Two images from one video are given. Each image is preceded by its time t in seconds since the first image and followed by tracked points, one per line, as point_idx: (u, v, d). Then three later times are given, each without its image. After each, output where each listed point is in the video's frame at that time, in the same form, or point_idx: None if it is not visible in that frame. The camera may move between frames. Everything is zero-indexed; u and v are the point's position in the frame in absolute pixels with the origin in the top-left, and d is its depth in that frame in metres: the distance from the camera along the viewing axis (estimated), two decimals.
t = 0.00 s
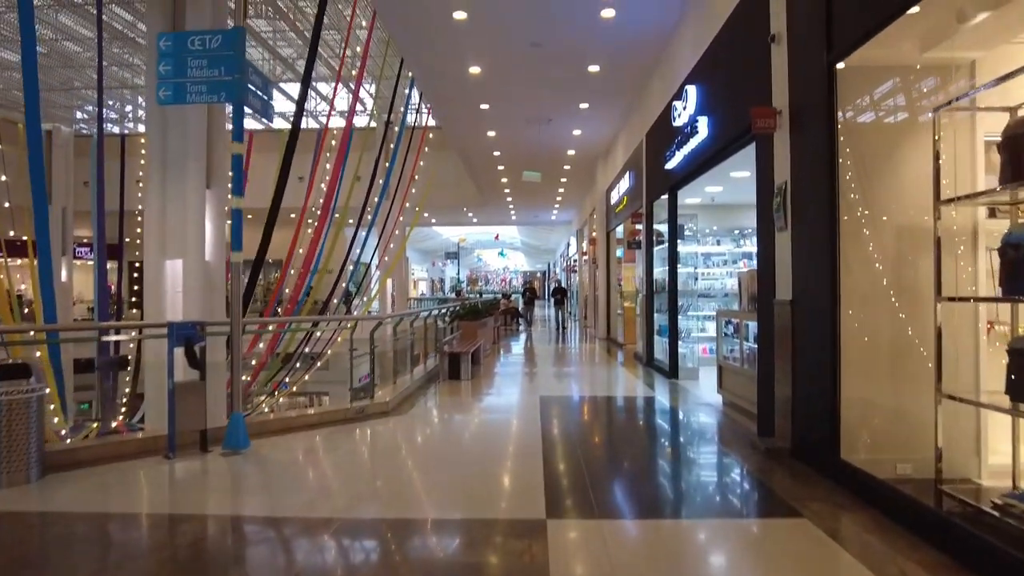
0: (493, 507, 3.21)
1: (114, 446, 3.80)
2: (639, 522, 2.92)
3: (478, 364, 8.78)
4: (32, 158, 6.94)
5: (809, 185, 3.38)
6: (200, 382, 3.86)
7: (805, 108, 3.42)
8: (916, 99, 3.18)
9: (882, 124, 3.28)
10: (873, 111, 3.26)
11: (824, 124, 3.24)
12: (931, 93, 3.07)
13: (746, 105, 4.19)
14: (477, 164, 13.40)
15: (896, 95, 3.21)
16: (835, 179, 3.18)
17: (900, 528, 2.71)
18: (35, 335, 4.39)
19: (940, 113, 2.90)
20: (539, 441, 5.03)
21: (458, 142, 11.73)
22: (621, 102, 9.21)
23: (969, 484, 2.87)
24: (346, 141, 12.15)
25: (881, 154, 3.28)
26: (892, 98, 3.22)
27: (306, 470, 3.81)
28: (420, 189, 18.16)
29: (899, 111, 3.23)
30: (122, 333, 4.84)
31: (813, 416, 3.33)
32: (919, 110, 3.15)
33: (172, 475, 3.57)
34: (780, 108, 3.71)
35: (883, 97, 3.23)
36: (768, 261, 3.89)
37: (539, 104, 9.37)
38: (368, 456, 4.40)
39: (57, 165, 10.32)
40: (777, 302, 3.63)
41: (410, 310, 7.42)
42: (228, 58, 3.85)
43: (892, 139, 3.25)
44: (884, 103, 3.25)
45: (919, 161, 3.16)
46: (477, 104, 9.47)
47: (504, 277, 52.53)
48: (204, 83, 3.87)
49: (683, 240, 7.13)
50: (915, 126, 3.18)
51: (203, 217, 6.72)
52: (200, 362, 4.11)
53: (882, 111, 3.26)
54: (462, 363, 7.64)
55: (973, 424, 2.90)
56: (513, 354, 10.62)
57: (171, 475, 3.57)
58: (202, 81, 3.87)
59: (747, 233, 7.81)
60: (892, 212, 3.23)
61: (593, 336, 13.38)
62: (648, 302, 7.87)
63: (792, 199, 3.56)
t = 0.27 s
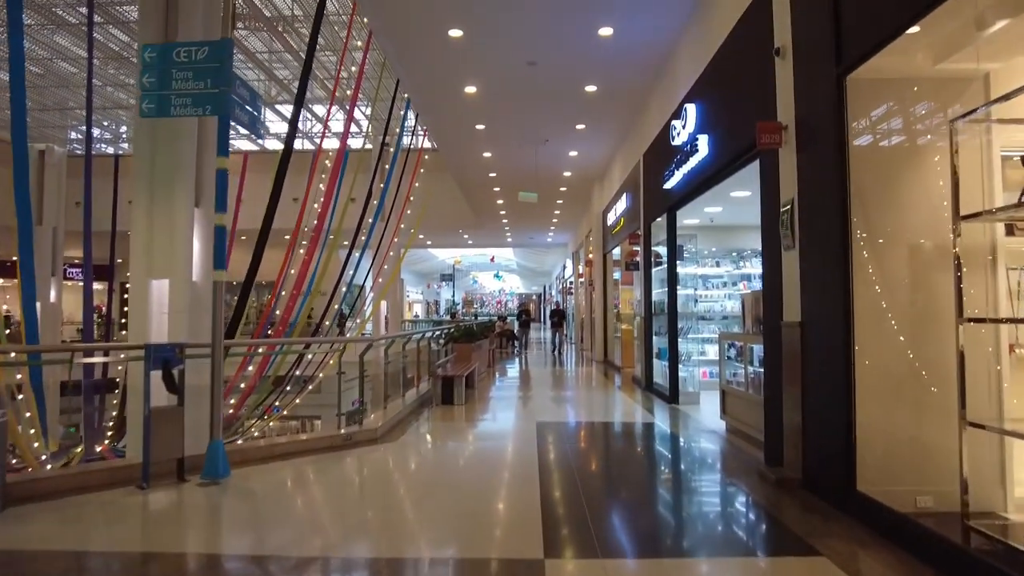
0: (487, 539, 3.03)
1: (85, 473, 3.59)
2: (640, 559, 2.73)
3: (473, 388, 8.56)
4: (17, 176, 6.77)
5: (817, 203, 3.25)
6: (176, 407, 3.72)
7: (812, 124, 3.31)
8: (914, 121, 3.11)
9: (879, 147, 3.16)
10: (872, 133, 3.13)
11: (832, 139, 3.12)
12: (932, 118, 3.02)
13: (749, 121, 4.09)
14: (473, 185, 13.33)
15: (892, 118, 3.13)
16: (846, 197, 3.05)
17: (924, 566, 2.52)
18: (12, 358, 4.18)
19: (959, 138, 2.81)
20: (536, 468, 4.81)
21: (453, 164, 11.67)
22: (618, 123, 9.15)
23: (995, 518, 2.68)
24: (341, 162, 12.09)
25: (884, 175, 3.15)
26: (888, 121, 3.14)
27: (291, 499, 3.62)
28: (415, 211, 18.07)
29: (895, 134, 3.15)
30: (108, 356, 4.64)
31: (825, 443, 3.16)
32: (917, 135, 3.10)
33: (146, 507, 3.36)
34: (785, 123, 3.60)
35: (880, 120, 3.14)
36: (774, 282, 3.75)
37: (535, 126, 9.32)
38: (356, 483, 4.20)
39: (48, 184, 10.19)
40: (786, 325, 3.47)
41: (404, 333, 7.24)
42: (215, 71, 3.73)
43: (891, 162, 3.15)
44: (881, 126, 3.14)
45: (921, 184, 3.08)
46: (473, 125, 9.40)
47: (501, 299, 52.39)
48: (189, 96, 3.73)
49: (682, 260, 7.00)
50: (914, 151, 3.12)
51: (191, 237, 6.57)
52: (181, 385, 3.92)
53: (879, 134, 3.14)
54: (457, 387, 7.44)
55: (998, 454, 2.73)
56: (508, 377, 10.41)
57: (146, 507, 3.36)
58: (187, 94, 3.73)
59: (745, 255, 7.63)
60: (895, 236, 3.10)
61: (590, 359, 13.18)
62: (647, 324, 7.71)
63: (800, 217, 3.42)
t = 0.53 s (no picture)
0: (477, 551, 2.87)
1: (52, 483, 3.40)
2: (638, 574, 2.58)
3: (463, 396, 8.37)
4: None
5: (819, 204, 3.14)
6: (151, 415, 3.57)
7: (813, 122, 3.21)
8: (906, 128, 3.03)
9: (872, 154, 3.02)
10: (867, 140, 2.99)
11: (836, 135, 3.02)
12: (927, 126, 2.95)
13: (746, 121, 3.99)
14: (463, 191, 13.21)
15: (884, 125, 3.02)
16: (852, 198, 2.93)
17: None
18: None
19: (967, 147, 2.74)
20: (529, 478, 4.65)
21: (444, 168, 11.55)
22: (611, 128, 9.06)
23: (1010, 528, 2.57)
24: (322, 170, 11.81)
25: (883, 179, 3.03)
26: (880, 128, 3.03)
27: (272, 511, 3.45)
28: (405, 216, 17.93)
29: (886, 142, 3.03)
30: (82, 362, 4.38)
31: (830, 451, 3.04)
32: (909, 142, 3.01)
33: (117, 520, 3.18)
34: (785, 122, 3.50)
35: (872, 126, 3.02)
36: (774, 285, 3.64)
37: (528, 130, 9.21)
38: (340, 492, 4.03)
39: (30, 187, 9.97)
40: (787, 330, 3.36)
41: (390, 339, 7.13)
42: (194, 65, 3.59)
43: (889, 166, 3.03)
44: (873, 133, 3.02)
45: (911, 195, 2.98)
46: (464, 128, 9.28)
47: (493, 307, 52.24)
48: (167, 91, 3.59)
49: (677, 265, 6.89)
50: (906, 160, 3.02)
51: (174, 241, 6.39)
52: (158, 391, 3.75)
53: (873, 140, 3.01)
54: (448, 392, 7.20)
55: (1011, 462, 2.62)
56: (499, 385, 10.24)
57: (117, 520, 3.18)
58: (164, 89, 3.59)
59: (740, 260, 7.69)
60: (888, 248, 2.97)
61: (582, 366, 13.05)
62: (641, 330, 7.58)
63: (801, 219, 3.31)
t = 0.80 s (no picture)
0: (475, 543, 2.75)
1: (34, 468, 3.27)
2: (641, 564, 2.44)
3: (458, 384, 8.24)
4: None
5: (829, 180, 3.01)
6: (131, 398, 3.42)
7: (823, 94, 3.07)
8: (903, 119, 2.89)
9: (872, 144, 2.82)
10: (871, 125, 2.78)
11: (848, 106, 2.88)
12: (928, 114, 2.84)
13: (752, 96, 3.84)
14: (458, 179, 13.04)
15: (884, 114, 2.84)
16: (865, 173, 2.80)
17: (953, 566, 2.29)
18: None
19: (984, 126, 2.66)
20: (525, 466, 4.52)
21: (438, 155, 11.37)
22: (608, 112, 8.91)
23: None
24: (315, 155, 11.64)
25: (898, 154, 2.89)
26: (880, 116, 2.85)
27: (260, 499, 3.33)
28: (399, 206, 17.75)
29: (885, 131, 2.85)
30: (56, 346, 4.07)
31: (838, 436, 2.93)
32: (909, 132, 2.87)
33: (97, 509, 3.04)
34: (793, 94, 3.36)
35: (872, 114, 2.83)
36: (780, 264, 3.51)
37: (524, 115, 9.05)
38: (332, 479, 3.91)
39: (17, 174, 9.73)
40: (793, 310, 3.24)
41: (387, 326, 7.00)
42: (175, 34, 3.42)
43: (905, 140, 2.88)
44: (873, 122, 2.83)
45: (920, 176, 2.85)
46: (459, 113, 9.09)
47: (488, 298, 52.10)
48: (147, 62, 3.42)
49: (676, 251, 6.75)
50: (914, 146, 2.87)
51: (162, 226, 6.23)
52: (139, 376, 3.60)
53: (873, 129, 2.82)
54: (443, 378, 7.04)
55: None
56: (495, 374, 10.11)
57: (96, 509, 3.04)
58: (144, 59, 3.42)
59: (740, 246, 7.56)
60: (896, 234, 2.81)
61: (579, 356, 12.94)
62: (639, 317, 7.45)
63: (809, 196, 3.19)
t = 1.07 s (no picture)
0: (472, 541, 2.63)
1: (12, 456, 3.13)
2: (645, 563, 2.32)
3: (457, 364, 8.11)
4: None
5: (849, 152, 2.83)
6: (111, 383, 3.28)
7: (844, 59, 2.87)
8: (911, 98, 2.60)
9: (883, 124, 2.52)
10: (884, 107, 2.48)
11: (871, 74, 2.69)
12: (939, 89, 2.52)
13: (764, 64, 3.64)
14: (458, 155, 12.79)
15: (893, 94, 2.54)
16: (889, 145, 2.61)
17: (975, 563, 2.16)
18: None
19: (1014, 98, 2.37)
20: (524, 449, 4.39)
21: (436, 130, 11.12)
22: (611, 85, 8.65)
23: None
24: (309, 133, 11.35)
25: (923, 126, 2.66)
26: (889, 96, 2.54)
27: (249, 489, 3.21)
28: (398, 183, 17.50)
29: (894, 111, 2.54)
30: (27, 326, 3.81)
31: (853, 424, 2.79)
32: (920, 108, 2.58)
33: (79, 499, 2.92)
34: (809, 61, 3.15)
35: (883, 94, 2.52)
36: (791, 241, 3.35)
37: (525, 88, 8.79)
38: (326, 465, 3.79)
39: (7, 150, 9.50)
40: (807, 290, 3.08)
41: (382, 308, 6.83)
42: None
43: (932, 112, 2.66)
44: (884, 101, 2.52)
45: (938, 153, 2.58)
46: (457, 86, 8.82)
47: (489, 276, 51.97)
48: (121, 26, 3.21)
49: (681, 229, 6.55)
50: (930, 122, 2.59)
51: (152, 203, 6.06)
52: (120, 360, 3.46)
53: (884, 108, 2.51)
54: (441, 359, 6.92)
55: None
56: (495, 354, 9.98)
57: (79, 499, 2.91)
58: (119, 23, 3.21)
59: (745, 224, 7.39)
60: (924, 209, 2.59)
61: (579, 335, 12.82)
62: (641, 296, 7.29)
63: (826, 170, 3.00)
